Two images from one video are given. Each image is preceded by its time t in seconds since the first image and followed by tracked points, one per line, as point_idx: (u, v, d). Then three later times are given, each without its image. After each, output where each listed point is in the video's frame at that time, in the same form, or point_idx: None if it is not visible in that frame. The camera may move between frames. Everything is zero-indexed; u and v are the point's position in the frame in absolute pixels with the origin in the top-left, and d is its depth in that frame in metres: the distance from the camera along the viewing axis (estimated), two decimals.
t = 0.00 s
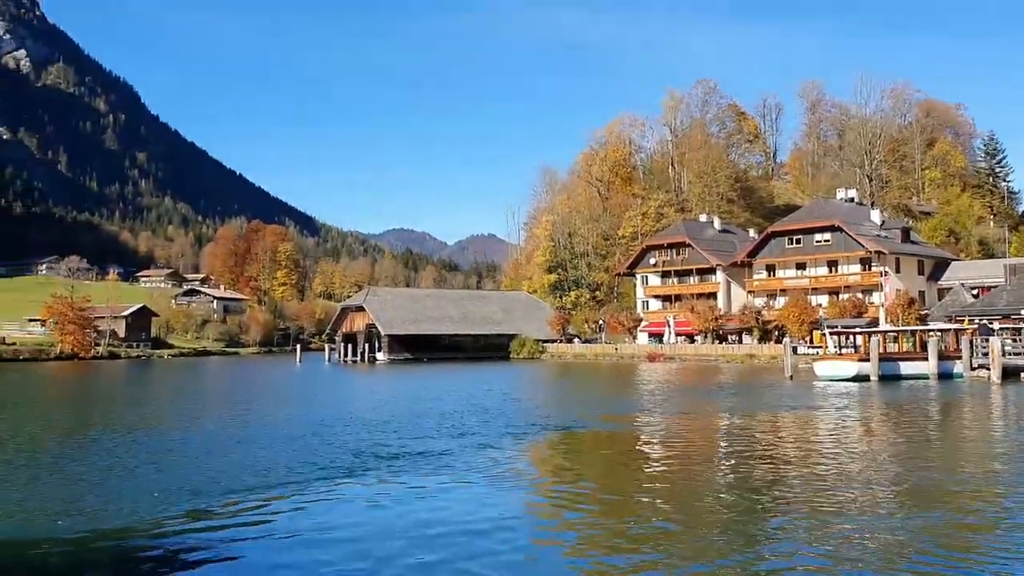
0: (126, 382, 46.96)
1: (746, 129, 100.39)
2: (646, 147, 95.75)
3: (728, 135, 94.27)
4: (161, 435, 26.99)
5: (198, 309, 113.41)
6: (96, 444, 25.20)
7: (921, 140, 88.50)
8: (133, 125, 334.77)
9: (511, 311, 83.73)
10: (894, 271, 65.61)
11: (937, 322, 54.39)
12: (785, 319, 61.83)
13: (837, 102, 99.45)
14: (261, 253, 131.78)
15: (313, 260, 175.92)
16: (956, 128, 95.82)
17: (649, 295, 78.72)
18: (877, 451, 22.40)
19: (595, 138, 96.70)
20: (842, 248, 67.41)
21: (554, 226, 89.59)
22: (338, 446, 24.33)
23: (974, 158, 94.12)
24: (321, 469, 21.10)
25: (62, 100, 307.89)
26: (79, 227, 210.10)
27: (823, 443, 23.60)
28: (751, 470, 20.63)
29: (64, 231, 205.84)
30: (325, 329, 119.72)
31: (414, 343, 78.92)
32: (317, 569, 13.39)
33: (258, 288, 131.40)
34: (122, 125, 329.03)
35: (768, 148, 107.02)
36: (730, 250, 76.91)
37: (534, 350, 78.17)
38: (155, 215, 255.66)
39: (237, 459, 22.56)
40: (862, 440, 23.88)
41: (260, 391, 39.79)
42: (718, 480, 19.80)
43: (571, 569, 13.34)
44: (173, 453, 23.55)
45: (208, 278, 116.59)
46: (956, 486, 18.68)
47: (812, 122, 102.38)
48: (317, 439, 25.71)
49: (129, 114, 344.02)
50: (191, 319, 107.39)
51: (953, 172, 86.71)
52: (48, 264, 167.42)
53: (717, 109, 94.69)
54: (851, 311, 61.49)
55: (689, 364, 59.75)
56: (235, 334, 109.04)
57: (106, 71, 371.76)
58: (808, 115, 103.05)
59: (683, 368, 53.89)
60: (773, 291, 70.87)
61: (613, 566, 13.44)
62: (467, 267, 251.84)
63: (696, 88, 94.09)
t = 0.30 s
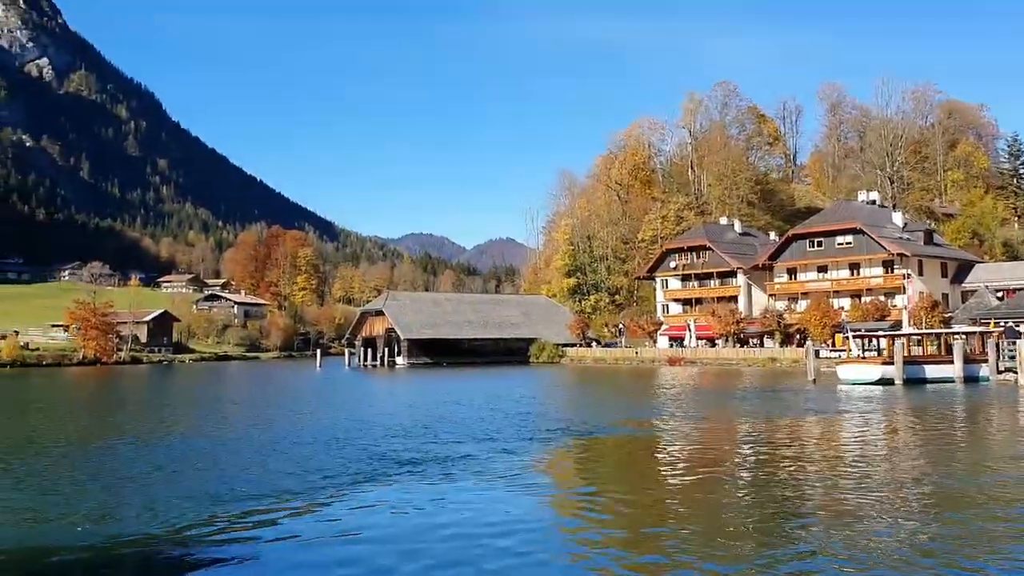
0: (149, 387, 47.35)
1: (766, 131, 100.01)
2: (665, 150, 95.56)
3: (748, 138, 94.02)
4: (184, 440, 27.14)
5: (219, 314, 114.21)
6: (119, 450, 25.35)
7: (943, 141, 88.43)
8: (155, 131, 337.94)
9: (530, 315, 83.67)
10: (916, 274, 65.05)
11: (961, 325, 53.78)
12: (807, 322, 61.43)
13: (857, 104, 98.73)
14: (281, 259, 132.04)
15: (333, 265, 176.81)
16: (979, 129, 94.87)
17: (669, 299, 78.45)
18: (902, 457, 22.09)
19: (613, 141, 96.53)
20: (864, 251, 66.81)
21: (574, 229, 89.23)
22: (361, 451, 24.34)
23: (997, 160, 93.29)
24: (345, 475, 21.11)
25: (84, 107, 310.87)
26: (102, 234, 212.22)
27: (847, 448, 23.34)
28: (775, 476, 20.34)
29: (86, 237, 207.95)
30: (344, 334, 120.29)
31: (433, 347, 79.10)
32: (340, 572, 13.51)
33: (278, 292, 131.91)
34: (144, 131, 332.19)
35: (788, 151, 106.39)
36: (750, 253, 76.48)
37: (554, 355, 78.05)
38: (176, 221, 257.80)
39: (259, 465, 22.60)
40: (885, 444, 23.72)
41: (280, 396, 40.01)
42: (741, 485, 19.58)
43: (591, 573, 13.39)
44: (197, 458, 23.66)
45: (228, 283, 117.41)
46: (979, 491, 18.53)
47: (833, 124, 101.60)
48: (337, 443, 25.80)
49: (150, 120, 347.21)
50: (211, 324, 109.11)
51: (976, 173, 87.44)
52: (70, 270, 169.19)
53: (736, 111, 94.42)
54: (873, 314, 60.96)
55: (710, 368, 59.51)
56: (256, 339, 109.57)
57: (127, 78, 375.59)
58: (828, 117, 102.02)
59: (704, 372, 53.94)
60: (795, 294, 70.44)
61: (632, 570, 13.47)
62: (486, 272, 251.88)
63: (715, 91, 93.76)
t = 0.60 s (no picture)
0: (171, 394, 47.58)
1: (786, 134, 99.50)
2: (685, 154, 95.34)
3: (769, 141, 94.09)
4: (209, 446, 27.36)
5: (241, 321, 114.91)
6: (145, 457, 25.61)
7: (967, 143, 87.66)
8: (176, 140, 341.28)
9: (551, 320, 83.58)
10: (941, 277, 64.32)
11: (988, 328, 53.20)
12: (830, 326, 60.92)
13: (879, 107, 97.98)
14: (302, 265, 132.87)
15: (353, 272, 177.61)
16: (1003, 130, 93.85)
17: (691, 304, 78.07)
18: (927, 462, 21.89)
19: (633, 146, 96.34)
20: (887, 254, 66.29)
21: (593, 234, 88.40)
22: (385, 457, 24.48)
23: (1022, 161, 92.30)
24: (370, 480, 21.22)
25: (108, 116, 314.10)
26: (126, 242, 214.33)
27: (872, 453, 23.15)
28: (798, 482, 20.24)
29: (110, 245, 209.97)
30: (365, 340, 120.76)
31: (454, 353, 79.18)
32: None
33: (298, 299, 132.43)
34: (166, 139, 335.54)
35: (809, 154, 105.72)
36: (772, 258, 75.99)
37: (574, 360, 78.02)
38: (198, 229, 260.01)
39: (284, 471, 22.76)
40: (913, 450, 23.46)
41: (302, 403, 40.17)
42: (764, 491, 19.48)
43: None
44: (223, 464, 23.88)
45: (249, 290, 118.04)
46: (1011, 496, 18.25)
47: (854, 127, 100.84)
48: (359, 450, 25.81)
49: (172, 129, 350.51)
50: (233, 331, 108.63)
51: (1001, 175, 86.49)
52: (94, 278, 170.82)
53: (757, 115, 94.07)
54: (897, 318, 60.38)
55: (733, 374, 59.17)
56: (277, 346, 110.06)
57: (149, 87, 379.38)
58: (849, 119, 101.13)
59: (726, 378, 53.78)
60: (817, 299, 69.92)
61: None
62: (506, 277, 251.64)
63: (736, 94, 93.25)
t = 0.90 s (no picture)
0: (192, 405, 47.91)
1: (807, 141, 98.87)
2: (705, 161, 94.95)
3: (789, 148, 93.18)
4: (228, 456, 27.48)
5: (261, 330, 115.56)
6: (164, 468, 25.78)
7: (989, 149, 87.12)
8: (197, 151, 344.43)
9: (570, 328, 83.42)
10: (965, 283, 63.69)
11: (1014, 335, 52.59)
12: (852, 334, 60.52)
13: (900, 113, 97.28)
14: (321, 275, 133.41)
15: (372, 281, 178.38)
16: None
17: (712, 312, 77.86)
18: (952, 471, 21.61)
19: (652, 153, 96.14)
20: (909, 260, 65.75)
21: (613, 242, 88.87)
22: (405, 468, 24.46)
23: None
24: (389, 492, 21.17)
25: (130, 128, 317.56)
26: (147, 253, 216.20)
27: (895, 462, 22.93)
28: (821, 491, 20.01)
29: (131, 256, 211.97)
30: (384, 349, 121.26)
31: (473, 362, 79.25)
32: None
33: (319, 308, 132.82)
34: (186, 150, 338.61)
35: (830, 160, 105.14)
36: (794, 265, 75.66)
37: (594, 369, 77.98)
38: (218, 239, 261.89)
39: (305, 481, 22.80)
40: (938, 459, 23.21)
41: (322, 413, 40.29)
42: (784, 500, 19.32)
43: None
44: (243, 476, 23.93)
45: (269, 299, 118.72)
46: None
47: (874, 133, 100.42)
48: (379, 460, 25.86)
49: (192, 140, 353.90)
50: (254, 340, 109.40)
51: None
52: (116, 288, 172.51)
53: (777, 121, 93.51)
54: (921, 325, 59.81)
55: (754, 382, 58.81)
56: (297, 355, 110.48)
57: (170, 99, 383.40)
58: (869, 126, 101.02)
59: (749, 386, 53.49)
60: (839, 306, 69.52)
61: None
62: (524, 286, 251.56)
63: (755, 101, 93.02)
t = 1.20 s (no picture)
0: (207, 414, 48.06)
1: (821, 149, 98.26)
2: (718, 170, 94.75)
3: (803, 156, 92.48)
4: (240, 467, 27.47)
5: (275, 339, 115.96)
6: (176, 477, 25.78)
7: (1005, 156, 86.93)
8: (211, 161, 346.81)
9: (584, 336, 83.29)
10: (982, 291, 63.20)
11: None
12: (868, 342, 60.14)
13: (916, 121, 97.58)
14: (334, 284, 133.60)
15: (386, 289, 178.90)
16: None
17: (726, 320, 77.75)
18: (971, 481, 21.33)
19: (665, 161, 96.03)
20: (925, 268, 65.35)
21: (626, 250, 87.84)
22: (419, 479, 24.35)
23: None
24: (405, 503, 21.04)
25: (145, 139, 319.91)
26: (162, 263, 217.55)
27: (914, 471, 22.80)
28: (837, 502, 19.79)
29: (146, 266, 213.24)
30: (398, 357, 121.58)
31: (487, 371, 79.22)
32: None
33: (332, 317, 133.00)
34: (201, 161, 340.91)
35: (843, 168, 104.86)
36: (810, 272, 75.41)
37: (609, 377, 77.60)
38: (233, 248, 263.27)
39: (320, 491, 22.85)
40: (957, 467, 23.05)
41: (336, 422, 40.36)
42: (800, 511, 19.12)
43: None
44: (255, 486, 23.89)
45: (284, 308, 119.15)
46: None
47: (888, 140, 100.04)
48: (394, 470, 25.89)
49: (207, 151, 356.22)
50: (268, 349, 109.73)
51: None
52: (131, 298, 173.57)
53: (791, 128, 93.25)
54: (938, 332, 59.38)
55: (770, 391, 58.48)
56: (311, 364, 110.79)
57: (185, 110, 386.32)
58: (883, 133, 100.57)
59: (765, 395, 53.20)
60: (856, 314, 69.21)
61: None
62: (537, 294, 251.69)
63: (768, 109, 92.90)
